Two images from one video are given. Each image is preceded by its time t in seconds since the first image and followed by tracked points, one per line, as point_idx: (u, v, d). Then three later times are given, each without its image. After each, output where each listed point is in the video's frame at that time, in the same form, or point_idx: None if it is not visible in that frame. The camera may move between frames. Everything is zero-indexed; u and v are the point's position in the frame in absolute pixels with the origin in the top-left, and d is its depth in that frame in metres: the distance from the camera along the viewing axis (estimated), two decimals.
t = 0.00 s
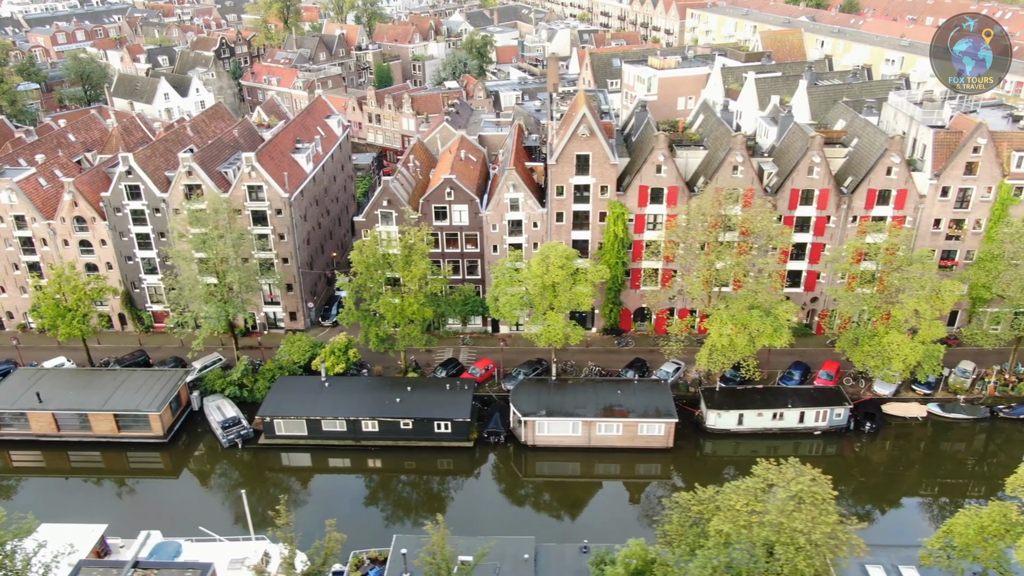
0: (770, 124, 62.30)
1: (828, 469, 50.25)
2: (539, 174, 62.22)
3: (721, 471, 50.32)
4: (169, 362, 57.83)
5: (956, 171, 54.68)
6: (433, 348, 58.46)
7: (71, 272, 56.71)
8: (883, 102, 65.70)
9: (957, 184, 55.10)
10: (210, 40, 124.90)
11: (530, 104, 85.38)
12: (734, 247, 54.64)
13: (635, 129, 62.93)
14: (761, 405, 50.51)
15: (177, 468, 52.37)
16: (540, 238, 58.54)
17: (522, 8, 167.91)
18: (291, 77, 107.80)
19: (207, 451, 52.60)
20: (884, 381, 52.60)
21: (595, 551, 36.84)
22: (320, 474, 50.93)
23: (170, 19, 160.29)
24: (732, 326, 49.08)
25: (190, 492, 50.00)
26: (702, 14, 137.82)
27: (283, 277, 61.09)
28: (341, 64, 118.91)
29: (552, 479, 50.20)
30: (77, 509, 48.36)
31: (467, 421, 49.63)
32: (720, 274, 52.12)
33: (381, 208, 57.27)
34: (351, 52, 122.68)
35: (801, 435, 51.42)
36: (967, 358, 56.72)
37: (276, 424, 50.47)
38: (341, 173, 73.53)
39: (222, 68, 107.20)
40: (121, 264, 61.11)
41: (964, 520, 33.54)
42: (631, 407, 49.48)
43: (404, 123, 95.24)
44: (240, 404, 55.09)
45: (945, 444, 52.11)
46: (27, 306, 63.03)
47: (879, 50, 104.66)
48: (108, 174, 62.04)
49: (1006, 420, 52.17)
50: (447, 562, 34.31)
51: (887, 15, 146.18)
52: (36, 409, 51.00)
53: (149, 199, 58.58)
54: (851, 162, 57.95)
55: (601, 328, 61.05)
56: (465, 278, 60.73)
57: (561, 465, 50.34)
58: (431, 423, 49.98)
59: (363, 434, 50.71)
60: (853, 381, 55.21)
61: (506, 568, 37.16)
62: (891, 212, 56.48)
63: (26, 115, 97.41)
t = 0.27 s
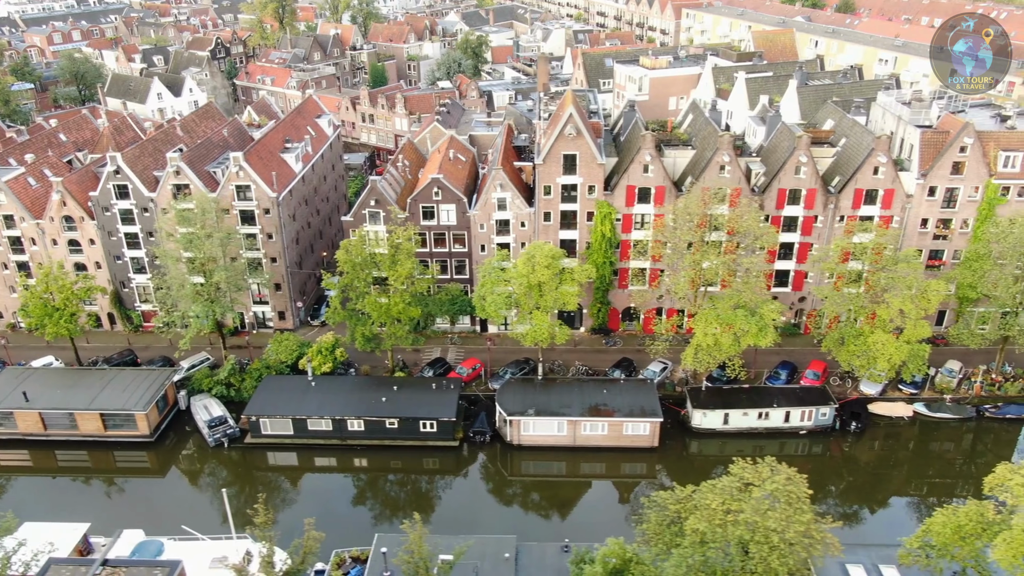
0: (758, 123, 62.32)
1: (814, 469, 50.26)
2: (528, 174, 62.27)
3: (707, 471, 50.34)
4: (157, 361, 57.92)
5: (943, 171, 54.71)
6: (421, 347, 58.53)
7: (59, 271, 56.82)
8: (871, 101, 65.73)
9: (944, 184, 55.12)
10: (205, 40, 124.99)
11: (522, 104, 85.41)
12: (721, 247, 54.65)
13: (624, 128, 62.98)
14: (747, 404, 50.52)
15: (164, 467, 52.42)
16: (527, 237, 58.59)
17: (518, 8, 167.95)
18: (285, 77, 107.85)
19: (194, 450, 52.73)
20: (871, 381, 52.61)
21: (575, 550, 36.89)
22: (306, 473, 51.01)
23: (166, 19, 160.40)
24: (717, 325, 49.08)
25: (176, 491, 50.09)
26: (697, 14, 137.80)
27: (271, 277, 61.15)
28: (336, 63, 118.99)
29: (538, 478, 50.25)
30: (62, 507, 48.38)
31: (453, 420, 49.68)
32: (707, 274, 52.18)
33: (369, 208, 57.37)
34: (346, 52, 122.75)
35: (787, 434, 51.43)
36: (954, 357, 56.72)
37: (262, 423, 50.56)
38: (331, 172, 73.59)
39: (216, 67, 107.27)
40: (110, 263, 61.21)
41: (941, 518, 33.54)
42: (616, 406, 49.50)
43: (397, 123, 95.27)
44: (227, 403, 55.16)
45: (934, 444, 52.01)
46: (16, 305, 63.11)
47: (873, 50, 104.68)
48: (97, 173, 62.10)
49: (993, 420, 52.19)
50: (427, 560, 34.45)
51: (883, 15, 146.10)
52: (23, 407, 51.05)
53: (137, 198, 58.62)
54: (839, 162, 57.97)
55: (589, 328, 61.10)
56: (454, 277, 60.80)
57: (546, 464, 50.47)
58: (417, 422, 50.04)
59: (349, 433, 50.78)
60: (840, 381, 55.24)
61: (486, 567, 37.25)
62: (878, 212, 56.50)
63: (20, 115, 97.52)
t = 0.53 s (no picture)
0: (748, 123, 62.36)
1: (802, 468, 50.26)
2: (518, 173, 62.30)
3: (694, 471, 50.37)
4: (146, 360, 57.99)
5: (931, 171, 54.73)
6: (410, 347, 58.60)
7: (47, 270, 56.89)
8: (861, 101, 65.76)
9: (932, 183, 55.12)
10: (201, 40, 125.11)
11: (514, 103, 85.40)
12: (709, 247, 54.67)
13: (613, 128, 63.03)
14: (734, 404, 50.51)
15: (152, 466, 52.54)
16: (516, 237, 58.64)
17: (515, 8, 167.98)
18: (279, 77, 107.93)
19: (181, 449, 52.80)
20: (858, 381, 52.64)
21: (557, 550, 36.93)
22: (293, 472, 51.08)
23: (162, 19, 160.60)
24: (703, 325, 49.08)
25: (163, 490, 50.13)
26: (693, 14, 137.82)
27: (261, 276, 61.20)
28: (330, 63, 119.07)
29: (525, 477, 50.29)
30: (49, 506, 48.44)
31: (439, 419, 49.73)
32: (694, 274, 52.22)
33: (357, 207, 57.45)
34: (341, 52, 122.81)
35: (774, 434, 51.43)
36: (942, 357, 56.77)
37: (249, 422, 50.62)
38: (323, 172, 73.66)
39: (210, 67, 107.35)
40: (100, 263, 61.30)
41: (920, 518, 33.57)
42: (603, 405, 49.53)
43: (390, 123, 95.31)
44: (215, 402, 55.21)
45: (924, 443, 51.96)
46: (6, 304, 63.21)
47: (866, 50, 104.65)
48: (87, 173, 62.15)
49: (980, 419, 52.25)
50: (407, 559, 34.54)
51: (878, 15, 146.09)
52: (10, 407, 51.10)
53: (126, 198, 58.69)
54: (828, 162, 58.00)
55: (579, 327, 61.14)
56: (443, 277, 60.85)
57: (532, 464, 50.53)
58: (403, 422, 50.11)
59: (336, 432, 50.83)
60: (827, 381, 55.25)
61: (468, 566, 37.32)
62: (867, 212, 56.52)
63: (14, 114, 97.63)
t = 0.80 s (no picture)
0: (737, 123, 62.41)
1: (789, 468, 50.22)
2: (507, 173, 62.33)
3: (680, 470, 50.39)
4: (134, 360, 58.04)
5: (918, 170, 54.74)
6: (399, 346, 58.66)
7: (36, 270, 56.96)
8: (851, 101, 65.79)
9: (920, 183, 55.13)
10: (196, 40, 125.21)
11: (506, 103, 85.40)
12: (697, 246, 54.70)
13: (603, 127, 63.07)
14: (720, 403, 50.50)
15: (139, 466, 52.56)
16: (505, 237, 58.68)
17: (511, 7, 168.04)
18: (273, 77, 107.97)
19: (169, 449, 52.87)
20: (845, 380, 52.66)
21: (538, 549, 36.98)
22: (280, 471, 51.13)
23: (159, 19, 160.78)
24: (689, 324, 49.09)
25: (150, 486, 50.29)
26: (688, 14, 137.88)
27: (250, 276, 61.25)
28: (325, 63, 119.13)
29: (510, 477, 50.35)
30: (35, 505, 48.50)
31: (426, 419, 49.76)
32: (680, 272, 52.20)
33: (346, 207, 57.53)
34: (335, 52, 122.89)
35: (760, 433, 51.41)
36: (930, 357, 56.77)
37: (236, 421, 50.67)
38: (314, 171, 73.72)
39: (204, 67, 107.40)
40: (89, 262, 61.36)
41: (898, 516, 33.55)
42: (589, 405, 49.55)
43: (384, 123, 95.35)
44: (203, 401, 55.26)
45: (914, 442, 51.86)
46: None
47: (860, 50, 104.67)
48: (76, 172, 62.20)
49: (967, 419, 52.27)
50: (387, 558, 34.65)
51: (874, 15, 146.14)
52: None
53: (115, 197, 58.75)
54: (816, 161, 58.02)
55: (568, 327, 61.17)
56: (432, 276, 60.88)
57: (519, 463, 50.57)
58: (390, 421, 50.16)
59: (322, 432, 50.88)
60: (815, 380, 55.26)
61: (449, 565, 37.35)
62: (854, 211, 56.51)
63: (7, 114, 97.68)
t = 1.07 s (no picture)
0: (726, 123, 62.44)
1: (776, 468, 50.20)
2: (496, 173, 62.38)
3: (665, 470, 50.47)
4: (123, 359, 58.12)
5: (905, 170, 54.75)
6: (387, 346, 58.73)
7: (24, 269, 57.05)
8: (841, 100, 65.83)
9: (907, 182, 55.15)
10: (191, 40, 125.33)
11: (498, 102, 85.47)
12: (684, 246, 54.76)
13: (592, 127, 63.12)
14: (706, 402, 50.51)
15: (126, 464, 52.62)
16: (493, 236, 58.73)
17: (507, 8, 168.12)
18: (268, 76, 108.03)
19: (156, 448, 52.95)
20: (831, 379, 52.69)
21: (519, 547, 37.07)
22: (266, 471, 51.19)
23: (155, 19, 160.95)
24: (674, 323, 49.10)
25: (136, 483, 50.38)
26: (684, 14, 137.98)
27: (239, 275, 61.32)
28: (320, 63, 119.22)
29: (496, 476, 50.41)
30: (21, 504, 48.59)
31: (412, 418, 49.82)
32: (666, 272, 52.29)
33: (334, 206, 57.59)
34: (330, 52, 122.99)
35: (747, 433, 51.42)
36: (917, 356, 56.79)
37: (222, 420, 50.72)
38: (305, 171, 73.78)
39: (198, 67, 107.49)
40: (78, 261, 61.45)
41: (877, 515, 33.61)
42: (575, 404, 49.59)
43: (377, 122, 95.40)
44: (191, 400, 55.33)
45: (903, 442, 51.90)
46: None
47: (853, 50, 104.71)
48: (65, 172, 62.28)
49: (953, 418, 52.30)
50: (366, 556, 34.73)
51: (869, 15, 146.19)
52: None
53: (104, 196, 58.83)
54: (804, 161, 58.06)
55: (556, 326, 61.22)
56: (421, 276, 60.93)
57: (505, 462, 50.63)
58: (376, 420, 50.23)
59: (309, 431, 50.93)
60: (802, 380, 55.29)
61: (430, 564, 37.44)
62: (842, 211, 56.53)
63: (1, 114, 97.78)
